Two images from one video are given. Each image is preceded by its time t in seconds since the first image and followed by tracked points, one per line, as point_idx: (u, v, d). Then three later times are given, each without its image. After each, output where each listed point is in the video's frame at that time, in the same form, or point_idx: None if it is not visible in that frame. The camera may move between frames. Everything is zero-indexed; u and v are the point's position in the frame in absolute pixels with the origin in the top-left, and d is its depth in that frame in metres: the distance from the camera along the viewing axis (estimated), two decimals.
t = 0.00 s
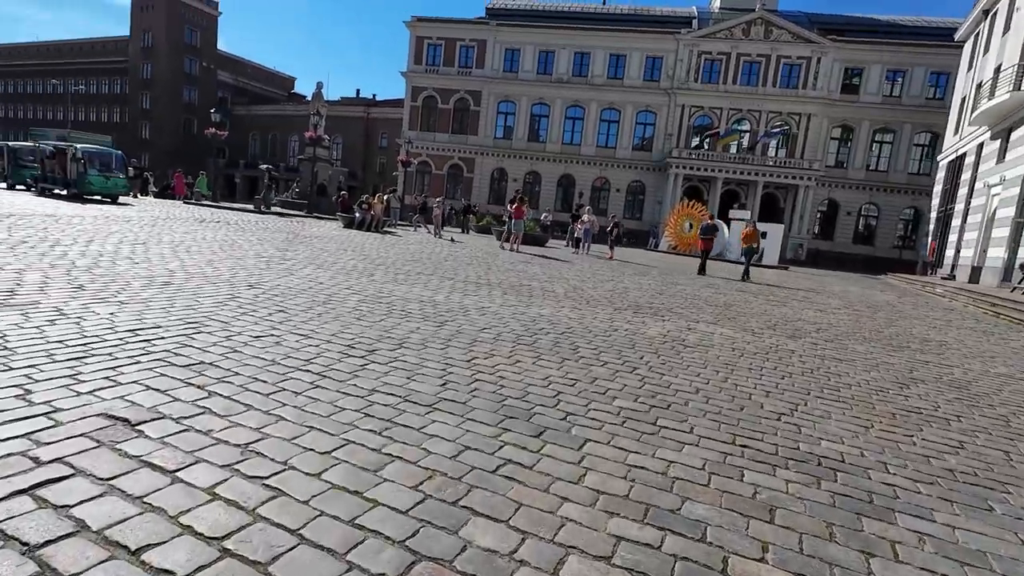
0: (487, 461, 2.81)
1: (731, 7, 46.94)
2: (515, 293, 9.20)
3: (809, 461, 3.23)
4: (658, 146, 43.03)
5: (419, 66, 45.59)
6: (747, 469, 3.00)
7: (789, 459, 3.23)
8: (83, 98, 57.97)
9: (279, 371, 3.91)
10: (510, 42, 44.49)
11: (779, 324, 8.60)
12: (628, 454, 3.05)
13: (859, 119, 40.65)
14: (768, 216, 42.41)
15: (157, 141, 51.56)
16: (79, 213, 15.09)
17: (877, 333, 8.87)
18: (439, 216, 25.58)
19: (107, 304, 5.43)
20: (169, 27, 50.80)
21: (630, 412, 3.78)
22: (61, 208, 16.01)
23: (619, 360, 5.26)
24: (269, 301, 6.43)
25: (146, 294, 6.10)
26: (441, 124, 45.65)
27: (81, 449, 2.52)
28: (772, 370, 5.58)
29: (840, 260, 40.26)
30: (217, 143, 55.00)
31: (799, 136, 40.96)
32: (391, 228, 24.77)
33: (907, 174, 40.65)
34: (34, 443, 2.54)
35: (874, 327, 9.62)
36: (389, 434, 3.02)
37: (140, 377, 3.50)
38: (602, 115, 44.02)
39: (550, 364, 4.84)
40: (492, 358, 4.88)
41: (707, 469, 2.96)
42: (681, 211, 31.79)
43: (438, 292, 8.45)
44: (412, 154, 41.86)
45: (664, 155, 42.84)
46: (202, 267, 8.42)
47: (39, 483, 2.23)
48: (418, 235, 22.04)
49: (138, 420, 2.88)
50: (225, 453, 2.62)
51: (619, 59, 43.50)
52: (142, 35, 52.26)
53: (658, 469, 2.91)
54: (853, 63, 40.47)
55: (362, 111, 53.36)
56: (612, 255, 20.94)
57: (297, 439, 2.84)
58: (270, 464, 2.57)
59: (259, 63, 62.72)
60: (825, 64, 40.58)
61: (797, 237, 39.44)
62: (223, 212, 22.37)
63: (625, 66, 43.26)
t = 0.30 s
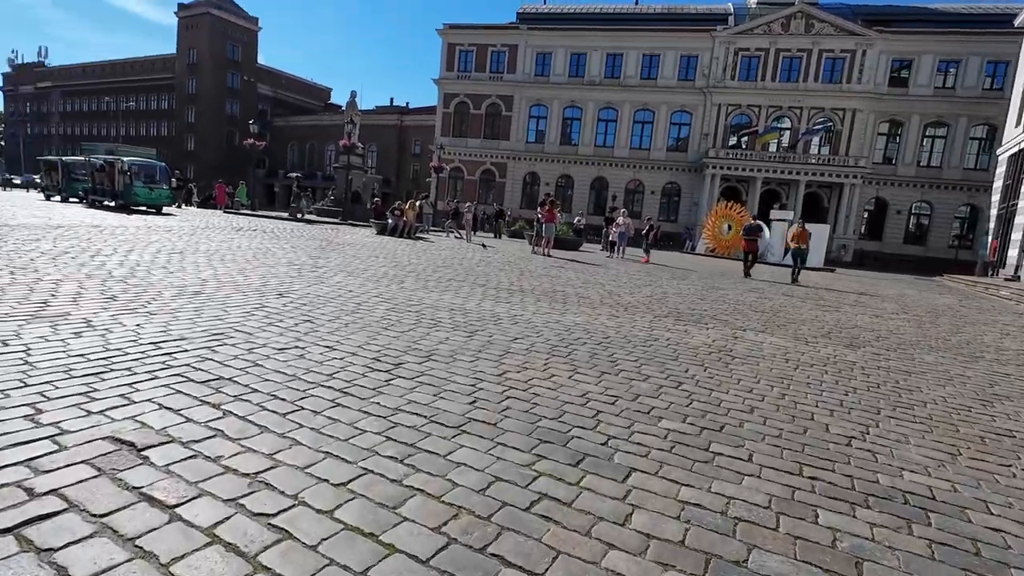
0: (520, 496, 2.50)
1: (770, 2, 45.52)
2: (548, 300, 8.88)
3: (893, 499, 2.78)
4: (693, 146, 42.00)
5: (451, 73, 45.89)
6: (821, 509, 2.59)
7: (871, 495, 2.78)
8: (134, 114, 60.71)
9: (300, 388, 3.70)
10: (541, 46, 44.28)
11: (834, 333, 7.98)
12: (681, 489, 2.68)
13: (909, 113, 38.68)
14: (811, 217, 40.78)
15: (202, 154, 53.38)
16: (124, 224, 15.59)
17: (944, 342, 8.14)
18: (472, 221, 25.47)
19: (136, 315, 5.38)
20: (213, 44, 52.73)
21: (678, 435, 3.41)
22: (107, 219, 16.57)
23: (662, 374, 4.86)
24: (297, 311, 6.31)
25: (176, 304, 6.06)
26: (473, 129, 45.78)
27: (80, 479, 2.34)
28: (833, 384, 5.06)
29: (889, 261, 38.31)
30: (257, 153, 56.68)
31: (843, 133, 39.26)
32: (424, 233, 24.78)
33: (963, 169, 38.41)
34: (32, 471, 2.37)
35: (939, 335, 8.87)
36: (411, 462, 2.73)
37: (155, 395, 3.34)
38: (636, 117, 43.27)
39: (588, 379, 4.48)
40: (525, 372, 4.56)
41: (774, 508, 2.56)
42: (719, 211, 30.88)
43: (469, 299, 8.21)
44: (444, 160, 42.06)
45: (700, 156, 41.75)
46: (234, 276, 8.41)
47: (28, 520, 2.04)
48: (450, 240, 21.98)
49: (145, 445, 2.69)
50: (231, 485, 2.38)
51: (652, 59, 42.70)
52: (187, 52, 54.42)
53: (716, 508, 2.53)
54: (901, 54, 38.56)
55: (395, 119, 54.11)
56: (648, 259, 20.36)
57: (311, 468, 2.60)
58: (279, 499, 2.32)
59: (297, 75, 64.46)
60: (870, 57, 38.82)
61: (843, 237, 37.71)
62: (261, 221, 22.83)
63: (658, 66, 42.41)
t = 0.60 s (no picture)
0: (565, 542, 2.19)
1: None
2: (584, 306, 8.52)
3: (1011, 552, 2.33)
4: (729, 146, 40.86)
5: (481, 78, 45.98)
6: (924, 565, 2.18)
7: (980, 547, 2.36)
8: (177, 127, 63.04)
9: (325, 407, 3.47)
10: (571, 48, 43.89)
11: (896, 341, 7.37)
12: (751, 535, 2.32)
13: (961, 104, 36.61)
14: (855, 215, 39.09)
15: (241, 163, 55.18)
16: (164, 233, 15.98)
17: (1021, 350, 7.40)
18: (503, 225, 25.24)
19: (165, 327, 5.30)
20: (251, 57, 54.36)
21: (740, 464, 3.03)
22: (149, 229, 17.02)
23: (713, 389, 4.46)
24: (326, 321, 6.15)
25: (206, 315, 5.98)
26: (503, 133, 45.71)
27: (84, 516, 2.15)
28: (907, 401, 4.54)
29: (941, 261, 36.35)
30: (293, 162, 58.05)
31: (889, 127, 37.49)
32: (455, 238, 24.69)
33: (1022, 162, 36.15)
34: (34, 506, 2.19)
35: (1014, 342, 8.11)
36: (441, 498, 2.45)
37: (173, 416, 3.16)
38: (668, 117, 42.38)
39: (632, 396, 4.13)
40: (562, 388, 4.23)
41: (866, 563, 2.18)
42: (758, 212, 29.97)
43: (501, 306, 7.94)
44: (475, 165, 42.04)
45: (736, 155, 40.54)
46: (265, 284, 8.38)
47: (20, 567, 1.86)
48: (482, 245, 21.83)
49: (157, 475, 2.50)
50: (243, 525, 2.16)
51: (685, 57, 41.79)
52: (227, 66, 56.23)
53: (796, 562, 2.15)
54: (951, 44, 36.61)
55: (426, 125, 54.57)
56: (685, 262, 19.71)
57: (332, 504, 2.35)
58: (293, 542, 2.08)
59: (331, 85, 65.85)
60: (918, 48, 37.00)
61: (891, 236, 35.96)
62: (296, 228, 23.17)
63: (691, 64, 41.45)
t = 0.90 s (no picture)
0: None
1: None
2: (619, 313, 8.13)
3: None
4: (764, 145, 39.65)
5: (510, 80, 45.85)
6: None
7: None
8: (215, 135, 64.95)
9: (348, 426, 3.22)
10: (601, 49, 43.36)
11: (964, 352, 6.75)
12: None
13: (1017, 97, 34.59)
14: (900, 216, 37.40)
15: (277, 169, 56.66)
16: (199, 238, 16.27)
17: None
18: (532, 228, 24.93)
19: (189, 336, 5.15)
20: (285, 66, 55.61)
21: (814, 501, 2.64)
22: (186, 234, 17.35)
23: (770, 408, 4.04)
24: (353, 329, 5.94)
25: (232, 323, 5.85)
26: (532, 136, 45.49)
27: (78, 557, 1.94)
28: (994, 424, 4.03)
29: (995, 263, 34.44)
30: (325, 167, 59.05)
31: (937, 123, 35.76)
32: (484, 241, 24.51)
33: None
34: (26, 545, 1.99)
35: None
36: (472, 543, 2.15)
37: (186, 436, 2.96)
38: (701, 116, 41.38)
39: (680, 416, 3.75)
40: (603, 406, 3.88)
41: None
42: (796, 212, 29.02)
43: (532, 313, 7.63)
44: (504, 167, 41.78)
45: (772, 155, 39.29)
46: (294, 290, 8.29)
47: None
48: (511, 249, 21.58)
49: (162, 507, 2.27)
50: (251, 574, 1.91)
51: (718, 55, 40.75)
52: (263, 75, 57.69)
53: None
54: (1005, 34, 34.67)
55: (455, 129, 54.80)
56: (721, 266, 18.99)
57: (352, 546, 2.09)
58: None
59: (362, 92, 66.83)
60: (968, 39, 35.17)
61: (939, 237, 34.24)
62: (327, 232, 23.37)
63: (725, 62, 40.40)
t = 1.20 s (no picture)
0: None
1: None
2: (656, 321, 7.73)
3: None
4: (803, 145, 38.31)
5: (540, 83, 45.56)
6: None
7: None
8: (251, 140, 66.68)
9: (369, 450, 2.95)
10: (633, 50, 42.69)
11: None
12: None
13: None
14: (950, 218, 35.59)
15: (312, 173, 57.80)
16: (232, 241, 16.49)
17: None
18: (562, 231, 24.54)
19: (210, 343, 5.00)
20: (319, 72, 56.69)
21: (906, 556, 2.26)
22: (221, 237, 17.60)
23: (836, 434, 3.60)
24: (379, 337, 5.72)
25: (256, 330, 5.69)
26: (562, 138, 45.09)
27: None
28: None
29: None
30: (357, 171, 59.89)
31: (990, 120, 33.91)
32: (514, 245, 24.25)
33: None
34: None
35: None
36: None
37: (195, 458, 2.74)
38: (736, 116, 40.28)
39: (736, 442, 3.36)
40: (649, 429, 3.50)
41: None
42: (837, 216, 27.99)
43: (564, 320, 7.30)
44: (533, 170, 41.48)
45: (811, 155, 37.89)
46: (321, 294, 8.15)
47: None
48: (541, 252, 21.26)
49: (158, 546, 2.05)
50: None
51: (755, 53, 39.59)
52: (298, 81, 58.93)
53: None
54: None
55: (485, 133, 54.91)
56: (759, 270, 18.22)
57: None
58: None
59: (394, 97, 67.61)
60: None
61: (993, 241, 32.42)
62: (357, 236, 23.46)
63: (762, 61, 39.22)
